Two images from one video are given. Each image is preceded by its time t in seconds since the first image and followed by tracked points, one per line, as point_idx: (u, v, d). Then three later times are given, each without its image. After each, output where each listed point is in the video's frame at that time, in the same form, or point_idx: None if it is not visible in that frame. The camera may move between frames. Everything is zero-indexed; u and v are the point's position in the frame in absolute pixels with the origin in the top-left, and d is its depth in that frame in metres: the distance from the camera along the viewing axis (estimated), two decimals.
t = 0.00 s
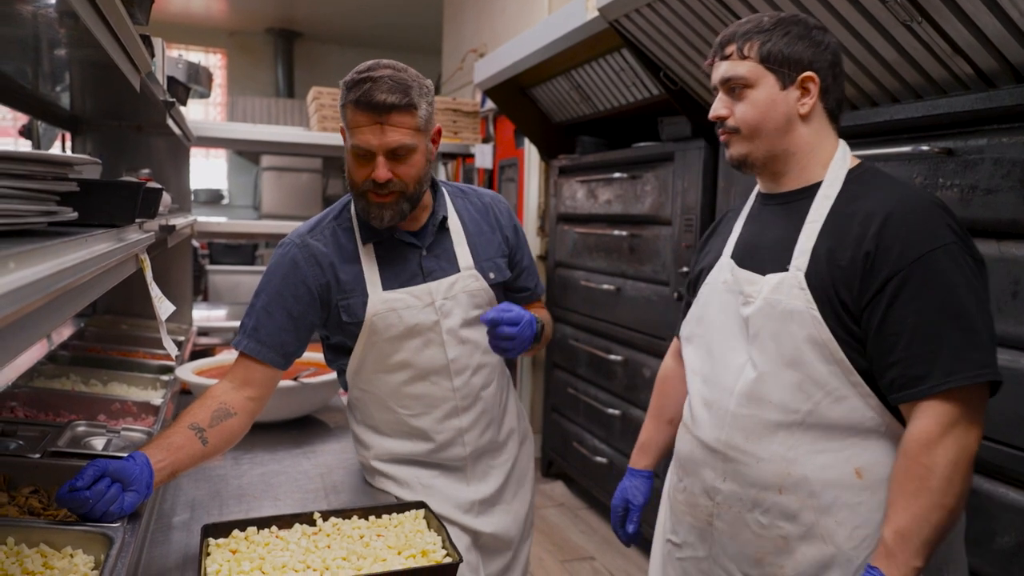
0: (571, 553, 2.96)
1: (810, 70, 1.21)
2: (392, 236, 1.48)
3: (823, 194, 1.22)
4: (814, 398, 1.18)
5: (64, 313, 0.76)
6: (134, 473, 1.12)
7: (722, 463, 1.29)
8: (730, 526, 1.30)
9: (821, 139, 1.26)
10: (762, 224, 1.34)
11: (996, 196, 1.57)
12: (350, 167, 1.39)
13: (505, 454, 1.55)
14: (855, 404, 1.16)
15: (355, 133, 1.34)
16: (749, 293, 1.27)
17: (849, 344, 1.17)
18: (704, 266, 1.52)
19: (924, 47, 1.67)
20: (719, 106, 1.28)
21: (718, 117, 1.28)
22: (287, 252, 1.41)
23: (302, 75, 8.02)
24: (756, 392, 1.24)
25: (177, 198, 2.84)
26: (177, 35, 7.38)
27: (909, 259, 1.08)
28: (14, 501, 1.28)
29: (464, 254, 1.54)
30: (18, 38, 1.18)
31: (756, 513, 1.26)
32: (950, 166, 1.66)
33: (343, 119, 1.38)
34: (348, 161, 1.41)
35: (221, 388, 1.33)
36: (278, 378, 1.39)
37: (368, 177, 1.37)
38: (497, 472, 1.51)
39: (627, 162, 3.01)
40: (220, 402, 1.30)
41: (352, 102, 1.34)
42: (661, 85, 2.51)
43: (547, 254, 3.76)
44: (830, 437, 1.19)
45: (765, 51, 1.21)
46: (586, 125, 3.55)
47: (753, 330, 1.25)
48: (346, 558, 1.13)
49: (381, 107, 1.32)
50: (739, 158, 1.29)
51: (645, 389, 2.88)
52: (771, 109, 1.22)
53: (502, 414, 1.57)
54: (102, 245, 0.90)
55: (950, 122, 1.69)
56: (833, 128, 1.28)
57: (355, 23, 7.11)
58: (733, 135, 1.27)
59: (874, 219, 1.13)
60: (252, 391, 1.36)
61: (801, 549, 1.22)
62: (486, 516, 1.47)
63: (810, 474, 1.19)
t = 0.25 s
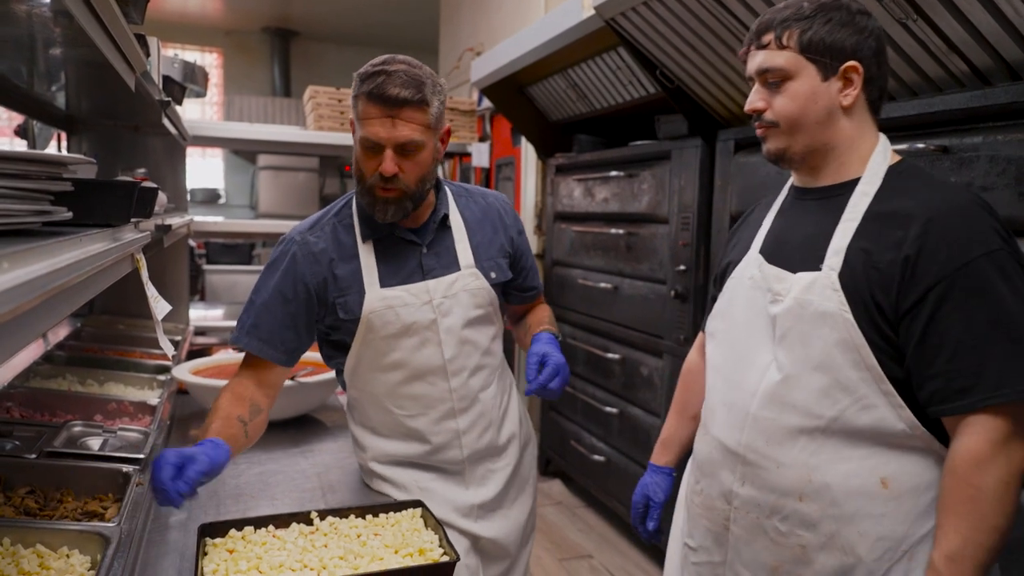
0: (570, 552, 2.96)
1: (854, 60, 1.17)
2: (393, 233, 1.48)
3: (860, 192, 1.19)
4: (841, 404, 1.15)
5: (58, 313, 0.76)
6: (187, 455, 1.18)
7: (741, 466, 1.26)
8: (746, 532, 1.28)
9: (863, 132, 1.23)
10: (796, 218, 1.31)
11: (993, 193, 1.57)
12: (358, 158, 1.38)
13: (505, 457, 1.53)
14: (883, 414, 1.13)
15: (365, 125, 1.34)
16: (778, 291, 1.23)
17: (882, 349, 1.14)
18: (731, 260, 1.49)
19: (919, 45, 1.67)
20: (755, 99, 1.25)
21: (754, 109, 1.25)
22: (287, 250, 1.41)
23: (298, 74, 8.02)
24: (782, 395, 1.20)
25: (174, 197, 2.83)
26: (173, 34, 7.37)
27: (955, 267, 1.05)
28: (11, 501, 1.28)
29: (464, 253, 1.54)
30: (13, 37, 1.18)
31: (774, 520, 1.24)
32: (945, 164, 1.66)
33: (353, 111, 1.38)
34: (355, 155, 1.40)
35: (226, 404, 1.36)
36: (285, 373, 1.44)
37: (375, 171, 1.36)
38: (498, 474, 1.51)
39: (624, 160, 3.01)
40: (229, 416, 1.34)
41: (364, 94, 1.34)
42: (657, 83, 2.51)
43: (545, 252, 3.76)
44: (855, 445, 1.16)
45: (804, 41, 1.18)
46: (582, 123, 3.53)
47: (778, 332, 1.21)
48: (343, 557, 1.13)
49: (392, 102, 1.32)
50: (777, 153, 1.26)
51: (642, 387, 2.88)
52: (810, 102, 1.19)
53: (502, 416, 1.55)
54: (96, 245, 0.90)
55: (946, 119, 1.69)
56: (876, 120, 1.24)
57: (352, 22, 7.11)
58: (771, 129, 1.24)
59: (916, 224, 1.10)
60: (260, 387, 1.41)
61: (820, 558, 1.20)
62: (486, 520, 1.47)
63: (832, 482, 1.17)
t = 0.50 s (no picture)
0: (566, 550, 2.97)
1: (892, 53, 1.13)
2: (406, 231, 1.48)
3: (894, 190, 1.16)
4: (863, 411, 1.13)
5: (50, 312, 0.76)
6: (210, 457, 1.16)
7: (759, 471, 1.25)
8: (760, 539, 1.27)
9: (898, 128, 1.19)
10: (824, 215, 1.29)
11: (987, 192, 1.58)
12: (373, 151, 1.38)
13: (502, 456, 1.53)
14: (908, 423, 1.11)
15: (382, 118, 1.33)
16: (803, 291, 1.21)
17: (910, 355, 1.11)
18: (755, 256, 1.47)
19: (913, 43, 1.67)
20: (787, 93, 1.21)
21: (785, 104, 1.21)
22: (299, 242, 1.41)
23: (294, 72, 8.00)
24: (804, 400, 1.18)
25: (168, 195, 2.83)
26: (168, 32, 7.36)
27: (991, 273, 1.02)
28: (4, 501, 1.27)
29: (475, 252, 1.55)
30: (6, 35, 1.18)
31: (790, 528, 1.22)
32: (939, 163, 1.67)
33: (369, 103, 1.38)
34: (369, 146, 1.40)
35: (232, 397, 1.34)
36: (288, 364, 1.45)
37: (390, 165, 1.36)
38: (495, 473, 1.51)
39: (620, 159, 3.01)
40: (238, 409, 1.33)
41: (383, 87, 1.34)
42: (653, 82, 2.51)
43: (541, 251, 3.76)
44: (877, 454, 1.14)
45: (840, 33, 1.14)
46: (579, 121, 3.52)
47: (802, 332, 1.19)
48: (338, 556, 1.13)
49: (410, 96, 1.32)
50: (809, 150, 1.22)
51: (638, 386, 2.88)
52: (845, 97, 1.15)
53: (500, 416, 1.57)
54: (90, 243, 0.90)
55: (941, 118, 1.69)
56: (913, 114, 1.20)
57: (347, 20, 7.10)
58: (803, 125, 1.20)
59: (950, 227, 1.07)
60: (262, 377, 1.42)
61: (835, 568, 1.19)
62: (483, 519, 1.47)
63: (851, 491, 1.15)
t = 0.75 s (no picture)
0: (562, 547, 2.97)
1: (916, 48, 1.11)
2: (420, 232, 1.48)
3: (918, 189, 1.14)
4: (883, 418, 1.12)
5: (42, 311, 0.76)
6: (225, 473, 1.11)
7: (776, 477, 1.25)
8: (777, 546, 1.26)
9: (923, 125, 1.17)
10: (846, 215, 1.28)
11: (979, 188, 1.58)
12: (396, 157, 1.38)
13: (498, 454, 1.53)
14: (929, 430, 1.10)
15: (409, 126, 1.33)
16: (822, 294, 1.22)
17: (930, 360, 1.10)
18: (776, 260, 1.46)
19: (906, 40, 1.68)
20: (806, 91, 1.20)
21: (805, 102, 1.20)
22: (311, 236, 1.40)
23: (287, 70, 7.98)
24: (823, 405, 1.18)
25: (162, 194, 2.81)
26: (160, 30, 7.33)
27: (1013, 276, 1.01)
28: None
29: (485, 256, 1.54)
30: None
31: (808, 536, 1.22)
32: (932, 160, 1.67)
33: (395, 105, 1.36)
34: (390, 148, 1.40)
35: (230, 389, 1.31)
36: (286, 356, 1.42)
37: (412, 171, 1.37)
38: (492, 471, 1.50)
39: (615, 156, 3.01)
40: (237, 403, 1.30)
41: (412, 92, 1.33)
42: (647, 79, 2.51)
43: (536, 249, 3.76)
44: (898, 463, 1.13)
45: (861, 27, 1.12)
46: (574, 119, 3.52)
47: (823, 336, 1.19)
48: (334, 554, 1.13)
49: (441, 108, 1.32)
50: (829, 148, 1.20)
51: (633, 383, 2.89)
52: (868, 94, 1.13)
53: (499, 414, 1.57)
54: (82, 242, 0.90)
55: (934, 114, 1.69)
56: (939, 110, 1.18)
57: (341, 18, 7.08)
58: (823, 123, 1.18)
59: (972, 229, 1.06)
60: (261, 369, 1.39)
61: None
62: (480, 516, 1.47)
63: (870, 501, 1.15)
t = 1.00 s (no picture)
0: (562, 545, 2.97)
1: (918, 44, 1.10)
2: (427, 226, 1.48)
3: (924, 187, 1.13)
4: (889, 421, 1.11)
5: (41, 310, 0.76)
6: (221, 487, 1.08)
7: (781, 479, 1.23)
8: (782, 547, 1.25)
9: (928, 121, 1.16)
10: (854, 215, 1.27)
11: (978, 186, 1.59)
12: (409, 151, 1.38)
13: (499, 454, 1.53)
14: (936, 434, 1.09)
15: (422, 117, 1.33)
16: (829, 295, 1.21)
17: (937, 361, 1.09)
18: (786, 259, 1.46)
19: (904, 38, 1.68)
20: (808, 89, 1.19)
21: (807, 100, 1.19)
22: (321, 227, 1.40)
23: (285, 69, 7.97)
24: (829, 407, 1.16)
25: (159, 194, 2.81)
26: (158, 30, 7.32)
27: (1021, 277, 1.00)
28: None
29: (492, 252, 1.53)
30: None
31: (812, 539, 1.20)
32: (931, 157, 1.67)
33: (404, 100, 1.36)
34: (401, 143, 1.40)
35: (233, 385, 1.29)
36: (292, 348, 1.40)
37: (429, 164, 1.37)
38: (492, 471, 1.50)
39: (613, 154, 3.00)
40: (239, 401, 1.27)
41: (423, 85, 1.33)
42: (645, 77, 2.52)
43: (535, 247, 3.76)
44: (904, 467, 1.12)
45: (862, 24, 1.11)
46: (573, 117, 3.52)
47: (829, 337, 1.17)
48: (333, 552, 1.13)
49: (454, 96, 1.32)
50: (833, 146, 1.20)
51: (632, 381, 2.89)
52: (870, 91, 1.12)
53: (501, 412, 1.57)
54: (80, 242, 0.90)
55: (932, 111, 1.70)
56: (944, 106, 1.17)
57: (339, 17, 7.07)
58: (825, 121, 1.18)
59: (980, 228, 1.04)
60: (265, 360, 1.36)
61: None
62: (480, 515, 1.47)
63: (875, 504, 1.14)
